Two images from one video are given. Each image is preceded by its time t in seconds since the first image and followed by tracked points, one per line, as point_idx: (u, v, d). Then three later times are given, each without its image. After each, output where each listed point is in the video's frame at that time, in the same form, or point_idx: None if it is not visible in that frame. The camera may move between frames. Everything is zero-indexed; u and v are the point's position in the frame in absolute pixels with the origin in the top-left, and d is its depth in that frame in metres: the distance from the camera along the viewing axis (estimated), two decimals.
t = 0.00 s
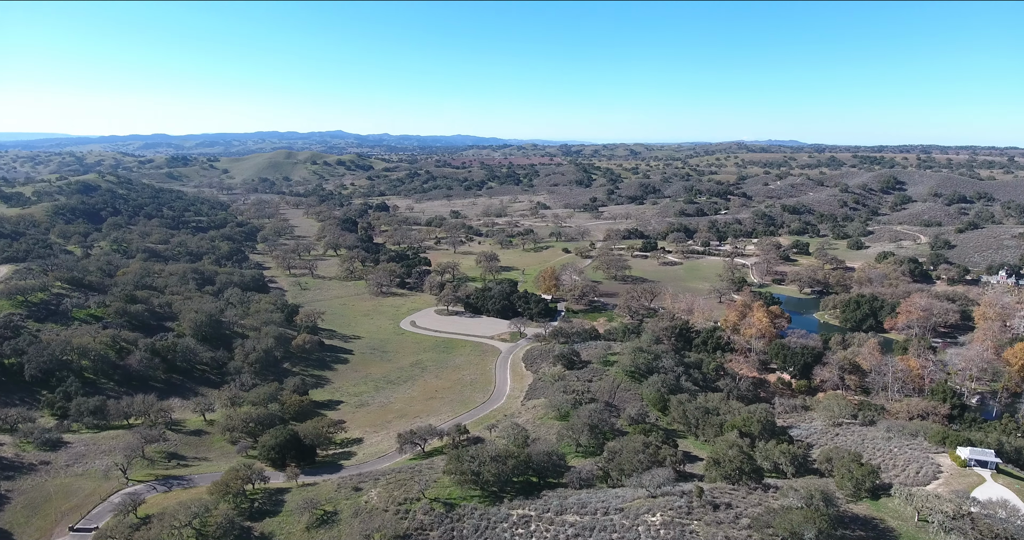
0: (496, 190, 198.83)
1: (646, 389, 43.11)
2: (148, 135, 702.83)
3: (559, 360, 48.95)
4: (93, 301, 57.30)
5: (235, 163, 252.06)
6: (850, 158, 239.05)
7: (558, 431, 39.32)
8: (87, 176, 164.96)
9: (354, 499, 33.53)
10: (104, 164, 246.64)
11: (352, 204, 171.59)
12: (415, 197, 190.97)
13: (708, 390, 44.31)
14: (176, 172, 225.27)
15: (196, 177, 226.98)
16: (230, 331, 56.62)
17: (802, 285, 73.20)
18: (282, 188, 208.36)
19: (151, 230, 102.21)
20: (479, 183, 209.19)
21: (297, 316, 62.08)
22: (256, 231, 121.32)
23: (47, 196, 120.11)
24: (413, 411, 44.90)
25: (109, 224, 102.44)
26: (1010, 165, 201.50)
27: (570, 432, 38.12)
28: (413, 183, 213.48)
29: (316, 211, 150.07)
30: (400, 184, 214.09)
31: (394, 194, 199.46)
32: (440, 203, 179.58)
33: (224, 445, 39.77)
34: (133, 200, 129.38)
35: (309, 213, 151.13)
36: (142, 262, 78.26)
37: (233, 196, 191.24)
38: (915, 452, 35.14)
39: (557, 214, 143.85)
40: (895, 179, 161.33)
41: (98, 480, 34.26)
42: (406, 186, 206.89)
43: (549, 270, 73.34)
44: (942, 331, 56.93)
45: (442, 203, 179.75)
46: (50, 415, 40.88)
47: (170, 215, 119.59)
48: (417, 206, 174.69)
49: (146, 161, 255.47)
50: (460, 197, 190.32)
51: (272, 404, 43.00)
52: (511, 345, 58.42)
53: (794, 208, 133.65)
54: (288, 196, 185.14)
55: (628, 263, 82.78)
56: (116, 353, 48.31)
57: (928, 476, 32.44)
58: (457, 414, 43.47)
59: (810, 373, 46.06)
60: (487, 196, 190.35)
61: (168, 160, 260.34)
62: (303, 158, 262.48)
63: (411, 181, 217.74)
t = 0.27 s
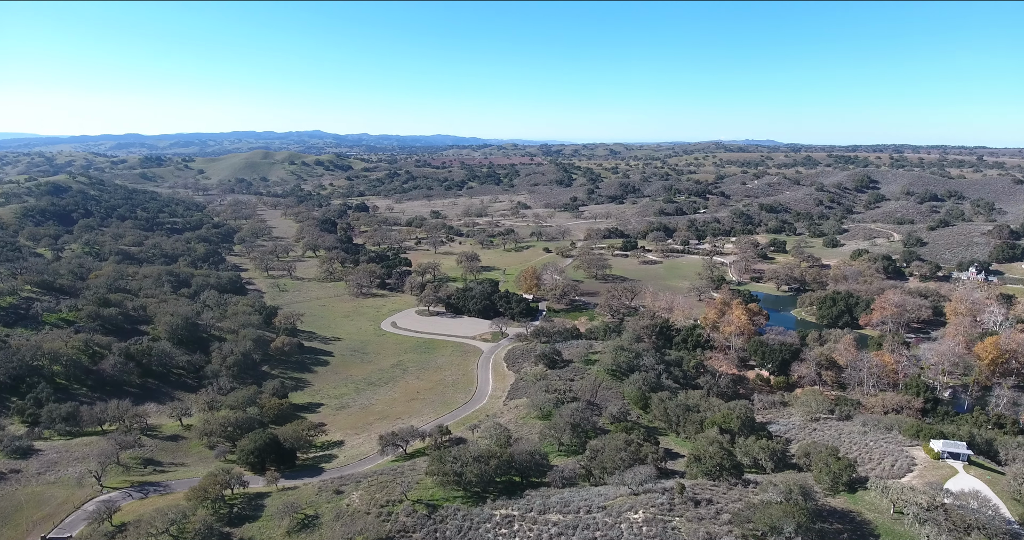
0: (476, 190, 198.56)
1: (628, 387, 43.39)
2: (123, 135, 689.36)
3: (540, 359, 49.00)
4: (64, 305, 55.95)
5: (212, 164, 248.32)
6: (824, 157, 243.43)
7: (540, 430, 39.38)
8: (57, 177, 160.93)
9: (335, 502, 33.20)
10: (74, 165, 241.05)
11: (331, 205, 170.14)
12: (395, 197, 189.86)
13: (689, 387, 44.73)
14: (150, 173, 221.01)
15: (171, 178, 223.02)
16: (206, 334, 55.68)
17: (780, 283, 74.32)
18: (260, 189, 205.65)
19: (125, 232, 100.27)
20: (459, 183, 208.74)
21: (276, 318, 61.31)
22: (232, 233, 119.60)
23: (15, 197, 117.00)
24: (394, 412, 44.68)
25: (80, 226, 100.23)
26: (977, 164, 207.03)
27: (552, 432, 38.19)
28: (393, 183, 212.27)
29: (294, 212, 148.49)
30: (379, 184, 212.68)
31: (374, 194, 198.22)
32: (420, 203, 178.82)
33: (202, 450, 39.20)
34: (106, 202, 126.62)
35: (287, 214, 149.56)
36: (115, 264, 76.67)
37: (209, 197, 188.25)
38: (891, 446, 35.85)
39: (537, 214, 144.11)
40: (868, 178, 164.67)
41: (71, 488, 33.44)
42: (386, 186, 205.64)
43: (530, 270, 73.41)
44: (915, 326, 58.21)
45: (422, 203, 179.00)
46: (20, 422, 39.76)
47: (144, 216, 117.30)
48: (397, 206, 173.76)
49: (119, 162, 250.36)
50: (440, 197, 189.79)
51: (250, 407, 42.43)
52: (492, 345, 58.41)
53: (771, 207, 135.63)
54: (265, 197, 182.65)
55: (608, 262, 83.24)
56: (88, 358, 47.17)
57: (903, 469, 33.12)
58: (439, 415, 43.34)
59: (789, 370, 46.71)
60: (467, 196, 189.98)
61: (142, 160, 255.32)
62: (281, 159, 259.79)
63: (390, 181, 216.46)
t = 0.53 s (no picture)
0: (455, 190, 198.32)
1: (609, 386, 43.63)
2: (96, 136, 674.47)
3: (521, 359, 49.09)
4: (33, 310, 54.50)
5: (186, 164, 244.18)
6: (800, 157, 247.56)
7: (522, 430, 39.45)
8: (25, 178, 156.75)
9: (315, 506, 32.86)
10: (41, 165, 234.97)
11: (309, 205, 168.62)
12: (374, 197, 188.76)
13: (669, 385, 45.14)
14: (122, 174, 216.52)
15: (144, 179, 218.75)
16: (182, 337, 54.69)
17: (757, 281, 75.39)
18: (236, 190, 202.91)
19: (96, 234, 98.17)
20: (438, 183, 208.17)
21: (254, 321, 60.50)
22: (208, 235, 117.79)
23: None
24: (375, 415, 44.42)
25: (48, 229, 97.74)
26: (946, 163, 212.32)
27: (534, 432, 38.23)
28: (372, 183, 211.11)
29: (271, 213, 146.76)
30: (358, 184, 211.28)
31: (352, 194, 196.73)
32: (400, 203, 178.16)
33: (178, 456, 38.57)
34: (76, 203, 123.79)
35: (264, 214, 147.66)
36: (86, 267, 74.88)
37: (184, 198, 184.96)
38: (866, 439, 36.57)
39: (517, 214, 144.42)
40: (842, 177, 168.02)
41: (42, 497, 32.55)
42: (365, 186, 204.34)
43: (510, 269, 73.50)
44: (889, 322, 59.46)
45: (401, 203, 178.35)
46: None
47: (116, 218, 114.85)
48: (377, 207, 172.84)
49: (89, 162, 244.84)
50: (419, 197, 189.20)
51: (228, 411, 41.84)
52: (473, 345, 58.37)
53: (748, 206, 137.51)
54: (242, 198, 180.31)
55: (588, 262, 83.73)
56: (59, 364, 45.96)
57: (878, 462, 33.78)
58: (420, 417, 43.20)
59: (766, 366, 47.42)
60: (447, 196, 189.72)
61: (113, 160, 249.88)
62: (259, 159, 256.60)
63: (369, 182, 215.13)
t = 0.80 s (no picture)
0: (430, 190, 197.60)
1: (585, 384, 43.90)
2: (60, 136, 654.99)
3: (498, 359, 49.11)
4: None
5: (153, 165, 238.54)
6: (770, 156, 252.45)
7: (499, 430, 39.48)
8: None
9: (290, 511, 32.39)
10: None
11: (280, 206, 166.33)
12: (347, 197, 187.05)
13: (644, 382, 45.59)
14: (85, 175, 210.41)
15: (108, 180, 212.93)
16: (150, 342, 53.39)
17: (730, 278, 76.67)
18: (205, 191, 198.96)
19: (58, 237, 95.22)
20: (413, 183, 207.16)
21: (225, 325, 59.40)
22: (175, 237, 115.28)
23: None
24: (351, 417, 44.05)
25: (7, 232, 94.42)
26: (908, 161, 218.61)
27: (511, 431, 38.27)
28: (345, 183, 209.24)
29: (241, 214, 144.35)
30: (331, 185, 209.10)
31: (325, 195, 194.59)
32: (374, 204, 176.96)
33: (147, 464, 37.76)
34: (36, 206, 119.85)
35: (234, 215, 145.08)
36: (47, 271, 72.53)
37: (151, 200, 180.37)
38: (836, 432, 37.39)
39: (492, 214, 144.52)
40: (811, 175, 171.97)
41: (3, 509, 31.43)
42: (338, 187, 202.38)
43: (486, 269, 73.50)
44: (857, 317, 61.02)
45: (375, 204, 177.18)
46: None
47: (78, 220, 111.54)
48: (350, 207, 171.35)
49: (50, 163, 237.44)
50: (394, 197, 188.11)
51: (199, 417, 41.08)
52: (449, 346, 58.24)
53: (720, 204, 139.72)
54: (211, 199, 176.86)
55: (563, 261, 84.18)
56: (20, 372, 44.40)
57: (848, 454, 34.55)
58: (397, 419, 42.97)
59: (739, 362, 48.23)
60: (421, 197, 189.03)
61: (75, 161, 242.51)
62: (229, 160, 251.92)
63: (343, 182, 213.16)
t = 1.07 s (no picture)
0: (409, 190, 196.90)
1: (567, 384, 44.08)
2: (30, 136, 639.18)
3: (479, 360, 49.10)
4: None
5: (125, 166, 233.86)
6: (747, 155, 256.11)
7: (481, 430, 39.46)
8: None
9: (271, 516, 31.96)
10: None
11: (257, 208, 164.52)
12: (326, 198, 185.59)
13: (626, 381, 45.90)
14: (54, 176, 205.43)
15: (78, 181, 208.16)
16: (124, 347, 52.29)
17: (709, 277, 77.59)
18: (179, 192, 195.76)
19: (26, 240, 92.84)
20: (392, 184, 206.15)
21: (201, 328, 58.48)
22: (148, 239, 113.20)
23: None
24: (331, 420, 43.71)
25: None
26: (880, 160, 223.67)
27: (493, 431, 38.23)
28: (323, 184, 207.68)
29: (217, 215, 142.37)
30: (309, 185, 207.32)
31: (302, 197, 193.44)
32: (353, 205, 175.87)
33: (122, 471, 37.00)
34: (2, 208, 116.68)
35: (210, 217, 143.04)
36: (16, 275, 70.62)
37: (123, 201, 176.66)
38: (814, 427, 38.00)
39: (472, 214, 144.53)
40: (787, 174, 174.86)
41: None
42: (316, 188, 200.76)
43: (467, 270, 73.44)
44: (832, 314, 62.16)
45: (354, 204, 176.10)
46: None
47: (47, 222, 108.81)
48: (329, 208, 170.07)
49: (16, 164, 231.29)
50: (373, 198, 187.15)
51: (175, 422, 40.38)
52: (430, 347, 58.09)
53: (699, 203, 141.37)
54: (186, 200, 174.04)
55: (544, 261, 84.47)
56: None
57: (825, 449, 35.13)
58: (378, 421, 42.76)
59: (719, 359, 48.81)
60: (401, 197, 188.36)
61: (43, 161, 236.46)
62: (205, 160, 248.22)
63: (321, 183, 211.54)
